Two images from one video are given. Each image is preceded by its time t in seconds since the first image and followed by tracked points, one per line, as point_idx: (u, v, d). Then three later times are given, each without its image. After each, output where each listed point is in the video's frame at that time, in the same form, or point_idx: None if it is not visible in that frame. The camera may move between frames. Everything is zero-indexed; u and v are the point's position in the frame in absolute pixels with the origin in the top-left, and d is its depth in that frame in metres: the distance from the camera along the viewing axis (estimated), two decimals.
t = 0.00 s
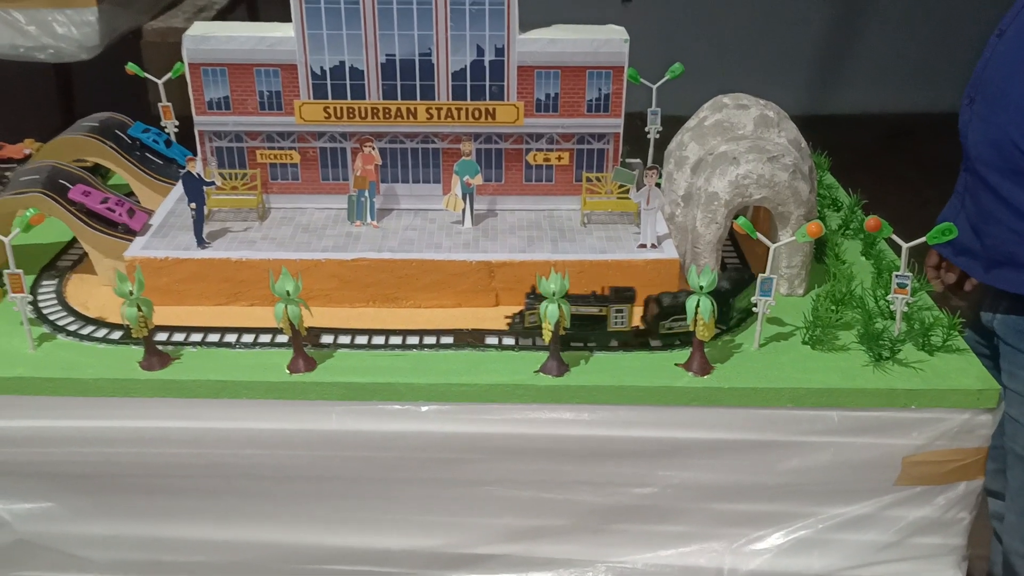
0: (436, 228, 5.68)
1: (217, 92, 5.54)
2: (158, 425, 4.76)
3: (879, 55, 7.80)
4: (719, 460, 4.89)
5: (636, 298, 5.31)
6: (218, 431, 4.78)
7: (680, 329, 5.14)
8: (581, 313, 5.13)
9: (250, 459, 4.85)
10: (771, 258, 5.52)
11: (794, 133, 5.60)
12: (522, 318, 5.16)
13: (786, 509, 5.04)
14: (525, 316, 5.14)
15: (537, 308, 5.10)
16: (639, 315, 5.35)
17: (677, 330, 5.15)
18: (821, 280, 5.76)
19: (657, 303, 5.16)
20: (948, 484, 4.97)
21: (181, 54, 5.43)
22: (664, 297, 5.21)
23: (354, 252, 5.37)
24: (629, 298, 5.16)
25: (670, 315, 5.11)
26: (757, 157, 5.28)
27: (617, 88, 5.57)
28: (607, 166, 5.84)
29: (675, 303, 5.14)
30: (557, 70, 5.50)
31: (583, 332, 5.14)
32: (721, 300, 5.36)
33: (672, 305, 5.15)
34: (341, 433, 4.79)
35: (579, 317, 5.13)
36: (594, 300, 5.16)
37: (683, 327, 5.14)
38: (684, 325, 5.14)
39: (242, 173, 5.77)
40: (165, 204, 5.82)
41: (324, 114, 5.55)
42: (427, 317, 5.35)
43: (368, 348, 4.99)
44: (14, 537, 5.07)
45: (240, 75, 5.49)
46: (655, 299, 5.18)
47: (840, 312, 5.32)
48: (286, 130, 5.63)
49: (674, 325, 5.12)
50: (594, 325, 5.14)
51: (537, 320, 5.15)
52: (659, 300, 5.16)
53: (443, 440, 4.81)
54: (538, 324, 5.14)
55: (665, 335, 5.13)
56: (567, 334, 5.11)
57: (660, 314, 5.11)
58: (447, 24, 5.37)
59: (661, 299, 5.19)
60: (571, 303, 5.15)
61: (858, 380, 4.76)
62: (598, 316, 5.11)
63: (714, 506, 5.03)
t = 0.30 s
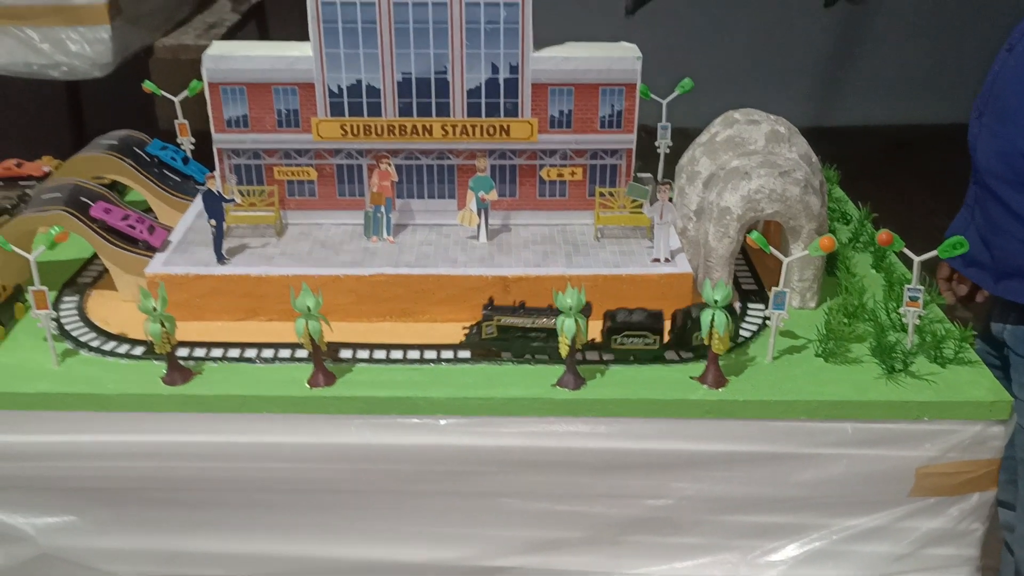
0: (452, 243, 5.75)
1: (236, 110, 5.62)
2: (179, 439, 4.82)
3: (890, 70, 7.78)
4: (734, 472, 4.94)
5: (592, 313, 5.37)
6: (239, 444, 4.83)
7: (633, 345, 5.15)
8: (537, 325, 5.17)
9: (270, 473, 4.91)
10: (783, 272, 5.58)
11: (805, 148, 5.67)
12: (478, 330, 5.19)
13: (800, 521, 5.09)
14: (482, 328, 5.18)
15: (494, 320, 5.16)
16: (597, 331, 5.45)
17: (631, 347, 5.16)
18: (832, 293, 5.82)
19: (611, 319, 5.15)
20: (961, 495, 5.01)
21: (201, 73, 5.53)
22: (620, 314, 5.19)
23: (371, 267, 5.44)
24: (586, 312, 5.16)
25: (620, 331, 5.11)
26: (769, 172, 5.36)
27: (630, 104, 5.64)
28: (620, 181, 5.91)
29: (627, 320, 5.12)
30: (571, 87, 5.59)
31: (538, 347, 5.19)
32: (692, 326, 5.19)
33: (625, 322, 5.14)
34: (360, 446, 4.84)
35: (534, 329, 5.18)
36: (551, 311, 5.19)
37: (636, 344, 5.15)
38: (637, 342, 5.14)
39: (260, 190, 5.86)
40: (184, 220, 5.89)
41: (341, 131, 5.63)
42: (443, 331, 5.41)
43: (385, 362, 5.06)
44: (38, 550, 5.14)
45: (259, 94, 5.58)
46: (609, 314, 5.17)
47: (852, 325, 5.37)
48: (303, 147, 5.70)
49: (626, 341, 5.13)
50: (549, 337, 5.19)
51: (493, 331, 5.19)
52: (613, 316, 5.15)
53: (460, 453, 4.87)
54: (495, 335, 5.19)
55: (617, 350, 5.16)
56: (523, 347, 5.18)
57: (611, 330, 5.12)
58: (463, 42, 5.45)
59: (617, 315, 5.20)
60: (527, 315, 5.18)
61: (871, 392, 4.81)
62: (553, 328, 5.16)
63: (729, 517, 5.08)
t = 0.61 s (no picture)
0: (472, 264, 5.80)
1: (258, 133, 5.69)
2: (204, 461, 4.85)
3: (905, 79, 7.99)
4: (755, 492, 4.97)
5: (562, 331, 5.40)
6: (263, 466, 4.87)
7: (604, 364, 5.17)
8: (508, 345, 5.15)
9: (294, 494, 4.95)
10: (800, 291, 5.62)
11: (821, 168, 5.72)
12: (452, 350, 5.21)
13: (821, 540, 5.11)
14: (455, 347, 5.20)
15: (466, 340, 5.17)
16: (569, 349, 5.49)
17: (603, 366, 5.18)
18: (849, 311, 5.85)
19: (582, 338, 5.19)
20: (982, 514, 5.04)
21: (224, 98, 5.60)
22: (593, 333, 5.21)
23: (392, 289, 5.49)
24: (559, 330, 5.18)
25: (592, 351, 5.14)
26: (786, 193, 5.41)
27: (647, 125, 5.70)
28: (637, 202, 5.96)
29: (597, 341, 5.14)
30: (589, 110, 5.65)
31: (512, 365, 5.18)
32: (662, 350, 5.12)
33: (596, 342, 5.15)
34: (383, 467, 4.88)
35: (507, 347, 5.15)
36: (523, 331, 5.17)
37: (608, 363, 5.15)
38: (609, 362, 5.15)
39: (281, 213, 5.92)
40: (206, 242, 5.95)
41: (361, 154, 5.69)
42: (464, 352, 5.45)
43: (408, 384, 5.11)
44: (64, 572, 5.18)
45: (281, 118, 5.65)
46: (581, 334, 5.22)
47: (870, 344, 5.40)
48: (324, 170, 5.77)
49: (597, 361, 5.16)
50: (521, 356, 5.18)
51: (466, 351, 5.20)
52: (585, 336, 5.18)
53: (483, 474, 4.90)
54: (469, 356, 5.19)
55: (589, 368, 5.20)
56: (498, 366, 5.19)
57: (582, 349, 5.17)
58: (482, 66, 5.52)
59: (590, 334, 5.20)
60: (499, 335, 5.17)
61: (890, 412, 4.85)
62: (525, 347, 5.15)
63: (750, 537, 5.10)
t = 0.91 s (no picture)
0: (490, 287, 5.80)
1: (276, 158, 5.70)
2: (226, 487, 4.84)
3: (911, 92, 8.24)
4: (777, 516, 4.95)
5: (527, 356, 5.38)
6: (285, 491, 4.86)
7: (570, 389, 5.14)
8: (473, 370, 5.14)
9: (316, 519, 4.95)
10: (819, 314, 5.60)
11: (839, 191, 5.74)
12: (417, 376, 5.18)
13: (844, 564, 5.10)
14: (420, 374, 5.17)
15: (431, 367, 5.16)
16: (536, 374, 5.44)
17: (569, 391, 5.14)
18: (868, 333, 5.84)
19: (548, 362, 5.18)
20: (1006, 537, 5.02)
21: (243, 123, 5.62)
22: (558, 357, 5.23)
23: (411, 313, 5.48)
24: (523, 355, 5.21)
25: (557, 374, 5.09)
26: (805, 216, 5.41)
27: (665, 149, 5.71)
28: (655, 225, 5.97)
29: (562, 364, 5.12)
30: (606, 133, 5.66)
31: (479, 390, 5.17)
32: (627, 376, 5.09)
33: (561, 365, 5.14)
34: (405, 492, 4.87)
35: (475, 372, 5.15)
36: (490, 356, 5.17)
37: (573, 388, 5.13)
38: (573, 386, 5.13)
39: (299, 237, 5.93)
40: (223, 267, 5.95)
41: (379, 178, 5.71)
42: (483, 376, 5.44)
43: (429, 409, 5.10)
44: None
45: (299, 142, 5.66)
46: (546, 358, 5.22)
47: (891, 366, 5.39)
48: (343, 194, 5.78)
49: (562, 385, 5.12)
50: (487, 382, 5.17)
51: (431, 378, 5.18)
52: (549, 359, 5.19)
53: (505, 498, 4.89)
54: (435, 382, 5.18)
55: (556, 393, 5.13)
56: (464, 393, 5.17)
57: (547, 373, 5.12)
58: (500, 90, 5.55)
59: (554, 358, 5.22)
60: (464, 360, 5.17)
61: (913, 435, 4.83)
62: (490, 372, 5.15)
63: (773, 561, 5.09)
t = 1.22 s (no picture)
0: (508, 303, 5.79)
1: (295, 175, 5.70)
2: (247, 507, 4.80)
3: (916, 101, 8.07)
4: (802, 534, 4.91)
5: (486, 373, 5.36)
6: (304, 511, 4.82)
7: (530, 405, 5.10)
8: (433, 389, 5.06)
9: (337, 539, 4.90)
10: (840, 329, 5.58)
11: (859, 207, 5.73)
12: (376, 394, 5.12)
13: None
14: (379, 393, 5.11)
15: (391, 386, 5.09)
16: (496, 392, 5.43)
17: (529, 407, 5.11)
18: (887, 348, 5.82)
19: (507, 378, 5.13)
20: None
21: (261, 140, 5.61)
22: (517, 373, 5.18)
23: (430, 330, 5.46)
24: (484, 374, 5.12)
25: (517, 392, 5.06)
26: (825, 231, 5.40)
27: (683, 164, 5.70)
28: (673, 240, 5.95)
29: (522, 380, 5.08)
30: (625, 149, 5.66)
31: (438, 408, 5.10)
32: (586, 391, 5.09)
33: (520, 381, 5.10)
34: (427, 511, 4.83)
35: (436, 392, 5.07)
36: (450, 375, 5.08)
37: (533, 404, 5.09)
38: (534, 401, 5.08)
39: (317, 253, 5.92)
40: (240, 283, 5.94)
41: (398, 195, 5.70)
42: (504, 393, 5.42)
43: (450, 427, 5.08)
44: None
45: (318, 159, 5.65)
46: (505, 375, 5.16)
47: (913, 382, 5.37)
48: (360, 211, 5.78)
49: (523, 401, 5.08)
50: (447, 401, 5.09)
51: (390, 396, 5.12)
52: (509, 376, 5.13)
53: (527, 517, 4.85)
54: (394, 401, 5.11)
55: (515, 409, 5.10)
56: (423, 411, 5.11)
57: (506, 390, 5.07)
58: (519, 106, 5.54)
59: (513, 374, 5.16)
60: (424, 379, 5.08)
61: (938, 452, 4.81)
62: (450, 392, 5.06)
63: None
